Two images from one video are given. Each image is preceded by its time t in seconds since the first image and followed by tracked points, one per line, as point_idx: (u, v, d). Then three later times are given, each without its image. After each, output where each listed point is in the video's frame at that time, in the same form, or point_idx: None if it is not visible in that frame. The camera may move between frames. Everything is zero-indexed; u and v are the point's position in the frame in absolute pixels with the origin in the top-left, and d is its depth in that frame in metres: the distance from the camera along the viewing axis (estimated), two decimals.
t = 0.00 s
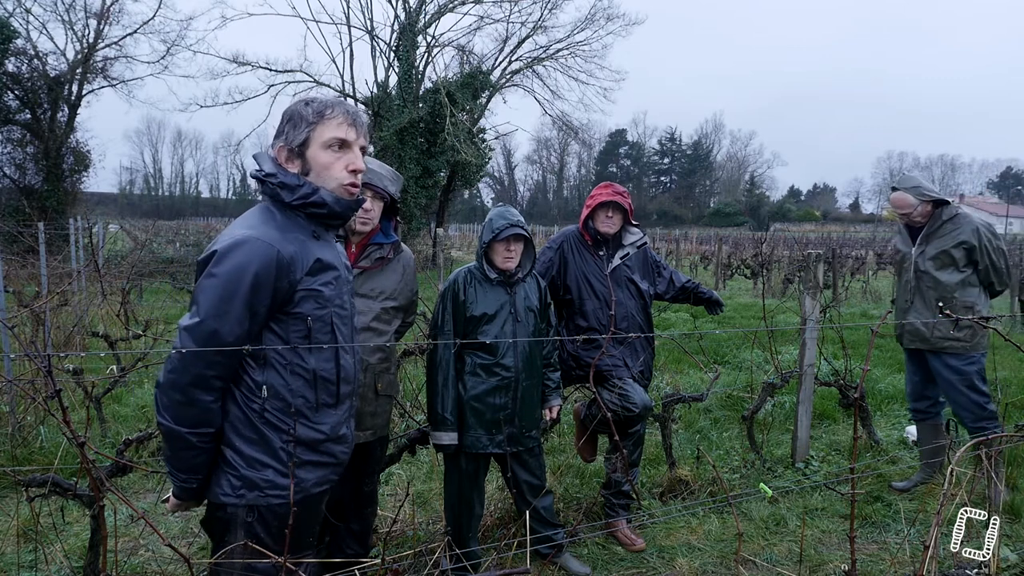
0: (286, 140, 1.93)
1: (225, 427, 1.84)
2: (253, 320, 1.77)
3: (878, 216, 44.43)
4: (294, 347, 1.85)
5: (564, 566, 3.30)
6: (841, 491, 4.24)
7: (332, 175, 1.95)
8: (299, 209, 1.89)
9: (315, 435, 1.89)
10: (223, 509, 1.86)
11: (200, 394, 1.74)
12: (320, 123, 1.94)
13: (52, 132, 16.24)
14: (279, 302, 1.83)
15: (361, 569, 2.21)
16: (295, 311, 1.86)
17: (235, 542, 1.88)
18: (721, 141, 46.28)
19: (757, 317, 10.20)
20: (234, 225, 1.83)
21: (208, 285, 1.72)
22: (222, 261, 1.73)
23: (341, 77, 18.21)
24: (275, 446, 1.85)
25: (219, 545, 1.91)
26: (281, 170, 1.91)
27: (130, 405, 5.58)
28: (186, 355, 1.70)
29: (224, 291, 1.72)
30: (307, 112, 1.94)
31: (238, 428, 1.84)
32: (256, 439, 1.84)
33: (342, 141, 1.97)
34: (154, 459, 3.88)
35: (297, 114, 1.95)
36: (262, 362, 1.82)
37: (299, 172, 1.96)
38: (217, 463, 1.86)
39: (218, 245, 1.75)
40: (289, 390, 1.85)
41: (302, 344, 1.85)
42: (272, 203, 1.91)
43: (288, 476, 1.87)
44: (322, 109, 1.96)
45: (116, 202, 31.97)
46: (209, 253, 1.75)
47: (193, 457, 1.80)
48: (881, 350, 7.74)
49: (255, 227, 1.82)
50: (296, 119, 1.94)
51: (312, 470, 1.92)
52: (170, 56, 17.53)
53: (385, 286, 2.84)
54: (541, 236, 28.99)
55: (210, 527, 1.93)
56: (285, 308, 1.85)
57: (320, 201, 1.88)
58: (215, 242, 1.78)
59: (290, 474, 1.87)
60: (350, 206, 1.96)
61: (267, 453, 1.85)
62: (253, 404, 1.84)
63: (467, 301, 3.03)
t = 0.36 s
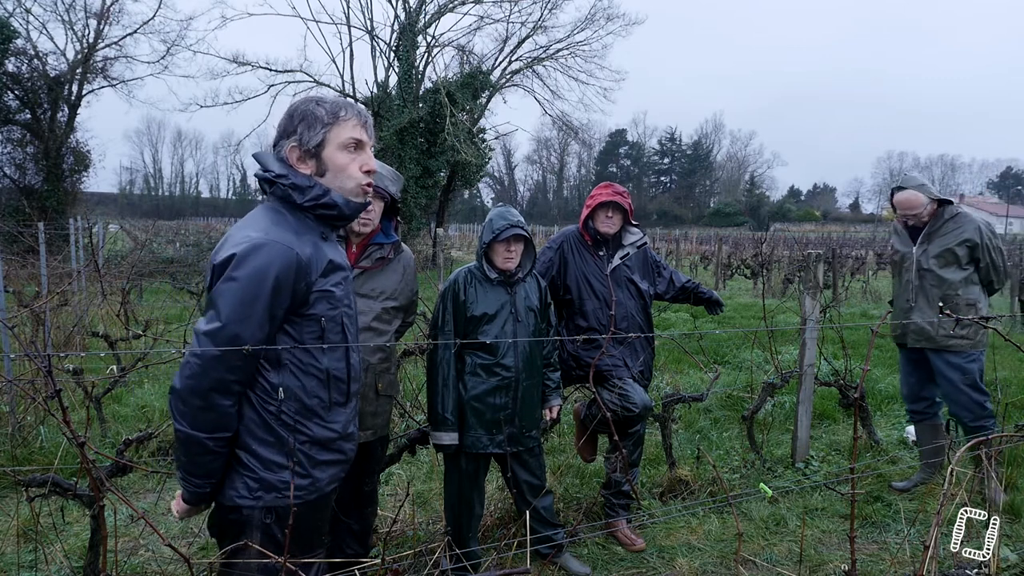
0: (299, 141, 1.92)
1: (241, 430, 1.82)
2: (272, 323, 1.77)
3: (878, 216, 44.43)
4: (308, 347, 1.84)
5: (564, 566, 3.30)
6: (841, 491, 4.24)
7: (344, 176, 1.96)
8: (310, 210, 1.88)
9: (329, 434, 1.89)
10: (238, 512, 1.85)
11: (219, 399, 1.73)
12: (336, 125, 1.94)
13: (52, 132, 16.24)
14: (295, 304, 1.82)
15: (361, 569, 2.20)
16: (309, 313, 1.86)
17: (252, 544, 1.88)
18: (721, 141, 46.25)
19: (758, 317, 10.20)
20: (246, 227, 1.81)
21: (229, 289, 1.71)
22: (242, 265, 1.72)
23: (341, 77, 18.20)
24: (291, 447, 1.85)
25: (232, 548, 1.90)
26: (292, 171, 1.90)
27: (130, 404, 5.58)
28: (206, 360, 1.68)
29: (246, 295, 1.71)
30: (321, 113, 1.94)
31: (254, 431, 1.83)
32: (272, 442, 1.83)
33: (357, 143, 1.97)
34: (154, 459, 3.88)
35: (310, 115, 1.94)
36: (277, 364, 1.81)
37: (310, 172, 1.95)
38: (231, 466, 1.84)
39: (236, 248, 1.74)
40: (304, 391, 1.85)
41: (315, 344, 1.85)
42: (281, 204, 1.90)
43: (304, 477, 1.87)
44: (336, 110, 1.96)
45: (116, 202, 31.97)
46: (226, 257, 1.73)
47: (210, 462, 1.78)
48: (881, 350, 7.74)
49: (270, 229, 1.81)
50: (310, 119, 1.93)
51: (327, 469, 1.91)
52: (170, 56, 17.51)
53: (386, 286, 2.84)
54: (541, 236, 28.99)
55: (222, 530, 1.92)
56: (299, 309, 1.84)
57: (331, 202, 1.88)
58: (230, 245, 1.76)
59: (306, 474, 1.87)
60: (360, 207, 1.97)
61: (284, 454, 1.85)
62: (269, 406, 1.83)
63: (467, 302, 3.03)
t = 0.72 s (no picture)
0: (309, 141, 1.92)
1: (255, 434, 1.81)
2: (287, 326, 1.76)
3: (878, 215, 44.44)
4: (320, 349, 1.83)
5: (564, 566, 3.30)
6: (841, 491, 4.24)
7: (353, 176, 1.97)
8: (318, 211, 1.88)
9: (339, 435, 1.90)
10: (251, 515, 1.84)
11: (236, 405, 1.71)
12: (346, 126, 1.95)
13: (52, 132, 16.24)
14: (308, 307, 1.81)
15: (361, 568, 2.20)
16: (320, 314, 1.85)
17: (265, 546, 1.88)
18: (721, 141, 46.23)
19: (758, 317, 10.20)
20: (256, 229, 1.79)
21: (246, 293, 1.69)
22: (258, 268, 1.70)
23: (341, 77, 18.20)
24: (305, 450, 1.85)
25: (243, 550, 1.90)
26: (301, 171, 1.90)
27: (130, 405, 5.58)
28: (223, 365, 1.66)
29: (263, 298, 1.70)
30: (331, 114, 1.94)
31: (266, 435, 1.81)
32: (285, 445, 1.83)
33: (366, 144, 1.99)
34: (154, 459, 3.88)
35: (320, 115, 1.93)
36: (289, 367, 1.80)
37: (319, 172, 1.95)
38: (243, 471, 1.83)
39: (251, 251, 1.72)
40: (316, 392, 1.85)
41: (327, 345, 1.84)
42: (288, 204, 1.89)
43: (317, 479, 1.87)
44: (344, 111, 1.97)
45: (116, 202, 31.96)
46: (240, 260, 1.71)
47: (225, 468, 1.76)
48: (880, 350, 7.74)
49: (282, 231, 1.79)
50: (321, 119, 1.92)
51: (337, 471, 1.92)
52: (171, 56, 17.51)
53: (386, 287, 2.84)
54: (541, 236, 28.99)
55: (231, 533, 1.91)
56: (310, 312, 1.83)
57: (340, 202, 1.89)
58: (243, 248, 1.74)
59: (318, 476, 1.88)
60: (367, 207, 1.98)
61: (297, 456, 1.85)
62: (282, 409, 1.82)
63: (467, 301, 3.03)
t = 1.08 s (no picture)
0: (321, 141, 1.91)
1: (262, 439, 1.80)
2: (299, 330, 1.76)
3: (878, 215, 44.46)
4: (328, 353, 1.84)
5: (564, 566, 3.30)
6: (841, 491, 4.24)
7: (362, 177, 1.98)
8: (327, 212, 1.88)
9: (344, 438, 1.91)
10: (256, 519, 1.84)
11: (248, 410, 1.70)
12: (358, 126, 1.95)
13: (52, 132, 16.25)
14: (319, 310, 1.81)
15: (361, 568, 2.20)
16: (330, 317, 1.85)
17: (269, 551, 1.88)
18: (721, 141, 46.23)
19: (757, 317, 10.20)
20: (267, 231, 1.77)
21: (260, 298, 1.68)
22: (271, 272, 1.69)
23: (341, 77, 18.21)
24: (311, 454, 1.85)
25: (246, 553, 1.89)
26: (311, 172, 1.89)
27: (130, 405, 5.58)
28: (236, 371, 1.65)
29: (278, 302, 1.69)
30: (342, 113, 1.94)
31: (274, 439, 1.81)
32: (292, 449, 1.82)
33: (376, 145, 2.00)
34: (154, 459, 3.88)
35: (331, 115, 1.93)
36: (299, 371, 1.80)
37: (329, 173, 1.95)
38: (249, 475, 1.82)
39: (263, 254, 1.70)
40: (323, 396, 1.85)
41: (335, 349, 1.85)
42: (298, 204, 1.88)
43: (322, 482, 1.88)
44: (356, 111, 1.97)
45: (116, 201, 31.96)
46: (253, 264, 1.70)
47: (234, 473, 1.75)
48: (881, 350, 7.74)
49: (294, 233, 1.78)
50: (332, 119, 1.92)
51: (341, 473, 1.93)
52: (170, 56, 17.50)
53: (385, 287, 2.84)
54: (541, 236, 28.99)
55: (235, 536, 1.90)
56: (321, 315, 1.83)
57: (350, 204, 1.89)
58: (255, 251, 1.72)
59: (324, 479, 1.89)
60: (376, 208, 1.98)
61: (304, 460, 1.85)
62: (290, 413, 1.82)
63: (468, 301, 3.04)
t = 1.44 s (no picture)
0: (317, 140, 1.91)
1: (260, 440, 1.80)
2: (296, 330, 1.76)
3: (878, 216, 44.45)
4: (325, 352, 1.84)
5: (564, 566, 3.30)
6: (841, 492, 4.25)
7: (358, 177, 1.98)
8: (323, 211, 1.88)
9: (342, 437, 1.91)
10: (255, 521, 1.84)
11: (246, 410, 1.70)
12: (353, 126, 1.96)
13: (52, 132, 16.24)
14: (315, 309, 1.81)
15: (361, 568, 2.20)
16: (326, 317, 1.85)
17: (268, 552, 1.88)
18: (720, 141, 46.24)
19: (757, 317, 10.20)
20: (263, 231, 1.77)
21: (256, 297, 1.68)
22: (267, 272, 1.69)
23: (341, 77, 18.21)
24: (309, 454, 1.86)
25: (246, 555, 1.89)
26: (307, 171, 1.89)
27: (130, 405, 5.58)
28: (234, 371, 1.65)
29: (274, 302, 1.69)
30: (338, 113, 1.94)
31: (272, 440, 1.81)
32: (290, 449, 1.82)
33: (371, 145, 2.01)
34: (154, 460, 3.89)
35: (327, 114, 1.93)
36: (296, 372, 1.80)
37: (324, 173, 1.95)
38: (248, 476, 1.82)
39: (258, 254, 1.70)
40: (321, 396, 1.85)
41: (332, 348, 1.85)
42: (293, 204, 1.88)
43: (321, 483, 1.89)
44: (351, 111, 1.98)
45: (116, 201, 31.95)
46: (248, 263, 1.70)
47: (232, 474, 1.75)
48: (881, 350, 7.74)
49: (289, 232, 1.78)
50: (328, 118, 1.92)
51: (340, 473, 1.94)
52: (170, 56, 17.49)
53: (384, 287, 2.84)
54: (541, 236, 28.98)
55: (234, 538, 1.90)
56: (317, 314, 1.83)
57: (345, 203, 1.89)
58: (250, 251, 1.72)
59: (322, 479, 1.89)
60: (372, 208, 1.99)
61: (302, 460, 1.85)
62: (288, 414, 1.82)
63: (467, 301, 3.04)
